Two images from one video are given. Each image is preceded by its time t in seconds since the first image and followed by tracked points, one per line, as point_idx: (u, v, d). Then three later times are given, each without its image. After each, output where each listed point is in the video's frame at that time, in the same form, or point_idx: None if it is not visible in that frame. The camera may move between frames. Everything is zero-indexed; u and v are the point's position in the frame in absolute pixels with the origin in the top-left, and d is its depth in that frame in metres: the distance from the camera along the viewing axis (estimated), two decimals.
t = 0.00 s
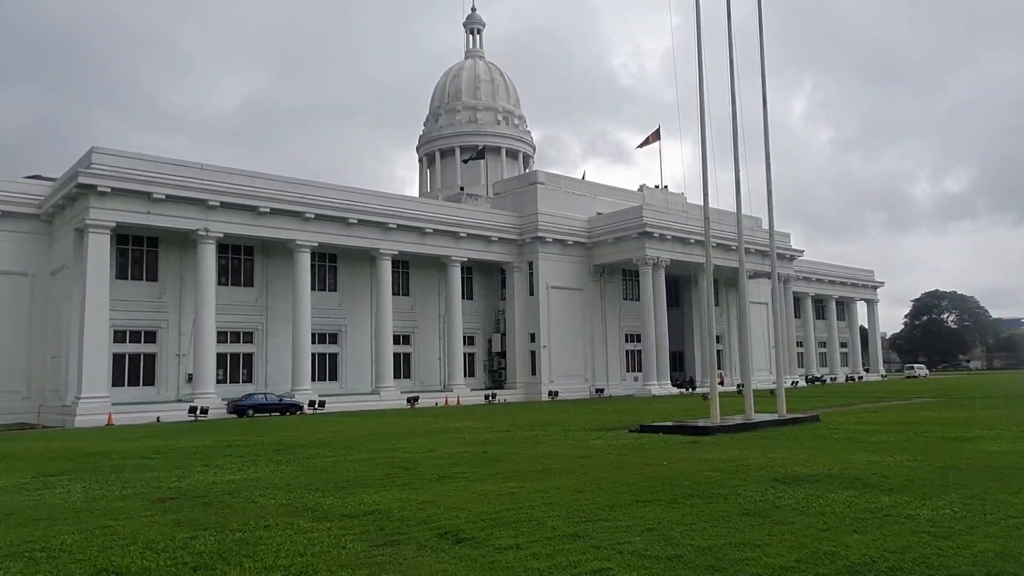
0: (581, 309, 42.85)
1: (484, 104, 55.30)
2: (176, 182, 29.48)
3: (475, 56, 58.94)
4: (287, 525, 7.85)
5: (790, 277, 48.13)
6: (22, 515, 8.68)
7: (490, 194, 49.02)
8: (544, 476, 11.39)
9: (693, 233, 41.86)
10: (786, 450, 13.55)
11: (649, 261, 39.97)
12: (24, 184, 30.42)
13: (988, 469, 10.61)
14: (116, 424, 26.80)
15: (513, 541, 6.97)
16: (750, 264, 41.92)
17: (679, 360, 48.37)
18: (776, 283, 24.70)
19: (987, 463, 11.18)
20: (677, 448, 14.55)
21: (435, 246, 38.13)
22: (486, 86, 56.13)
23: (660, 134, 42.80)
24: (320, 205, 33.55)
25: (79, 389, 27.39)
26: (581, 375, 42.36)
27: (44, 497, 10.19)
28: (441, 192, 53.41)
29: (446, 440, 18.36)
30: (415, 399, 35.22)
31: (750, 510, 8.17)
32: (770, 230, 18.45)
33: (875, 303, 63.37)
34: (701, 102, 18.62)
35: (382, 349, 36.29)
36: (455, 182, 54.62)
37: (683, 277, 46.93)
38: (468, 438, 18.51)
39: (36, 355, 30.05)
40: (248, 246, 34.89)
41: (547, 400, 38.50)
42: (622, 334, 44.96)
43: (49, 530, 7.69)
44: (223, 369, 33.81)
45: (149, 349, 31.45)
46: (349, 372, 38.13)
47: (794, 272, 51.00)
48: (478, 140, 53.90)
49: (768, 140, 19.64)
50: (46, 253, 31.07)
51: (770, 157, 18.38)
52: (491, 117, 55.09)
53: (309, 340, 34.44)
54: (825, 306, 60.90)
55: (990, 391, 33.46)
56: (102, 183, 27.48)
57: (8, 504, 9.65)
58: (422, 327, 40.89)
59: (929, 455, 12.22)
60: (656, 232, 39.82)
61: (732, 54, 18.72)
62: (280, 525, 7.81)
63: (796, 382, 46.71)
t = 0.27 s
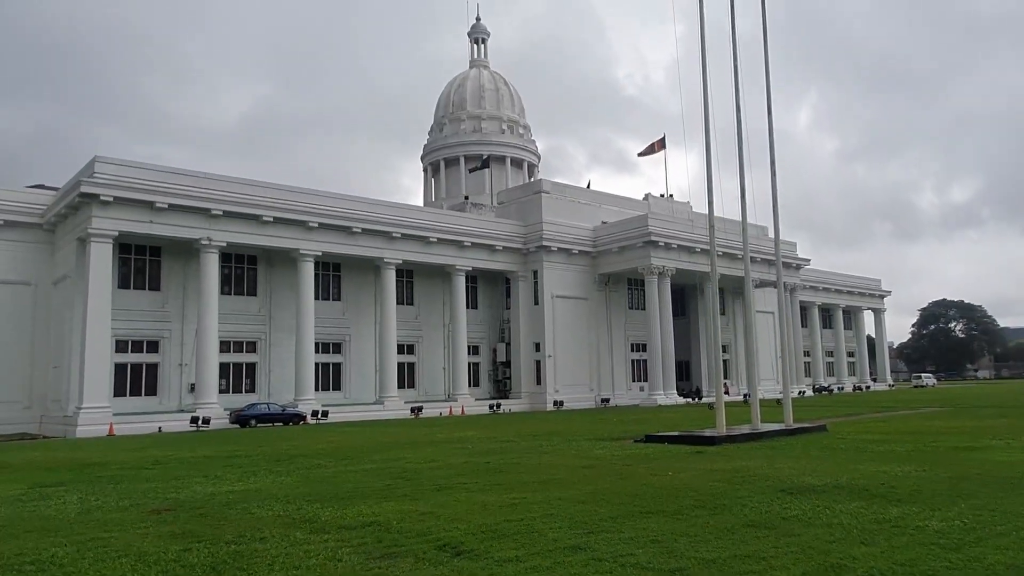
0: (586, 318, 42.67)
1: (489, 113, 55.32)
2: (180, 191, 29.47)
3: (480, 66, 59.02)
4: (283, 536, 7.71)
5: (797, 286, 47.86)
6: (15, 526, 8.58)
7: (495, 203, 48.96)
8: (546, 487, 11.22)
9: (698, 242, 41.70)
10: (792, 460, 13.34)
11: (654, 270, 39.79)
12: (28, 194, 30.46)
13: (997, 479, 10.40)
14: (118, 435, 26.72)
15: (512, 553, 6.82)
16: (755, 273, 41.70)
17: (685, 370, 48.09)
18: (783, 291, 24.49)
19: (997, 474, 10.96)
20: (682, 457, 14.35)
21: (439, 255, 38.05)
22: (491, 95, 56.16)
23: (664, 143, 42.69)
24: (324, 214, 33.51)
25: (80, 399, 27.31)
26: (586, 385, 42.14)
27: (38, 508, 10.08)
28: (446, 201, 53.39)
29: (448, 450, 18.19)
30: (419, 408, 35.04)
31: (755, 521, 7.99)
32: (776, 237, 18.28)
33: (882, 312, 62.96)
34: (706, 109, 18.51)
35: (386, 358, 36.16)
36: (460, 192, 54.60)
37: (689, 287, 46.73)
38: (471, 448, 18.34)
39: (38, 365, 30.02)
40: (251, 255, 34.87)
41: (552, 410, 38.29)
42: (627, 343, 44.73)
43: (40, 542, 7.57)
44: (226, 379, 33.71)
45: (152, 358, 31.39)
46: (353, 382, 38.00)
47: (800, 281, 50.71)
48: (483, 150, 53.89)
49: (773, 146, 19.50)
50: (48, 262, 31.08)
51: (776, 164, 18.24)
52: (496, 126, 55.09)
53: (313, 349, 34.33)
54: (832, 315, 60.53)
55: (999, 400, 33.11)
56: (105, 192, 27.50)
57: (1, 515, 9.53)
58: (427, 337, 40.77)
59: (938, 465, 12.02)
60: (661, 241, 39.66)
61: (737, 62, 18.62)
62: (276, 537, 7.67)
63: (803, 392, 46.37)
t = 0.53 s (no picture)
0: (597, 325, 42.41)
1: (499, 120, 55.27)
2: (189, 198, 29.49)
3: (490, 73, 58.98)
4: (281, 547, 7.55)
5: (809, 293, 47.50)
6: (12, 536, 8.45)
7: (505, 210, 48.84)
8: (553, 495, 11.01)
9: (709, 249, 41.43)
10: (805, 470, 13.08)
11: (665, 277, 39.54)
12: (38, 201, 30.55)
13: (1016, 489, 10.13)
14: (126, 442, 26.70)
15: (517, 565, 6.61)
16: (767, 279, 41.37)
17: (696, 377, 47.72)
18: (795, 299, 24.24)
19: (1017, 484, 10.67)
20: (693, 466, 14.14)
21: (449, 262, 37.93)
22: (501, 102, 56.12)
23: (675, 149, 42.47)
24: (333, 221, 33.47)
25: (87, 407, 27.31)
26: (596, 392, 41.85)
27: (36, 517, 9.95)
28: (456, 209, 53.33)
29: (456, 459, 18.00)
30: (428, 416, 34.88)
31: (765, 531, 7.76)
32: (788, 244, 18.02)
33: (894, 320, 62.45)
34: (717, 114, 18.32)
35: (396, 366, 36.03)
36: (470, 199, 54.54)
37: (700, 294, 46.41)
38: (479, 456, 18.16)
39: (47, 372, 30.07)
40: (261, 262, 34.87)
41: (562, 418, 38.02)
42: (638, 350, 44.43)
43: (34, 551, 7.43)
44: (235, 386, 33.66)
45: (161, 365, 31.39)
46: (363, 390, 37.89)
47: (812, 288, 50.32)
48: (493, 156, 53.81)
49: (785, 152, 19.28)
50: (58, 269, 31.15)
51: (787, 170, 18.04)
52: (506, 133, 55.00)
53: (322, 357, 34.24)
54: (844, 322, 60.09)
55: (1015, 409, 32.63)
56: (115, 199, 27.57)
57: None
58: (436, 344, 40.64)
59: (953, 475, 11.73)
60: (672, 248, 39.41)
61: (748, 66, 18.41)
62: (273, 548, 7.49)
63: (815, 399, 45.92)
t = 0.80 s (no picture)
0: (612, 330, 42.16)
1: (515, 125, 55.18)
2: (205, 202, 29.61)
3: (506, 78, 58.92)
4: (284, 553, 7.45)
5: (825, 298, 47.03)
6: (19, 540, 8.39)
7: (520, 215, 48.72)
8: (564, 501, 10.85)
9: (725, 253, 41.09)
10: (823, 476, 12.83)
11: (681, 281, 39.25)
12: (55, 207, 30.79)
13: None
14: (141, 446, 26.79)
15: (526, 572, 6.47)
16: (783, 284, 40.97)
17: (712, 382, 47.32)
18: (811, 304, 23.94)
19: None
20: (709, 471, 13.92)
21: (463, 267, 37.86)
22: (517, 107, 56.05)
23: (691, 154, 42.20)
24: (348, 226, 33.49)
25: (102, 411, 27.44)
26: (611, 398, 41.58)
27: (44, 522, 9.90)
28: (472, 213, 53.29)
29: (468, 464, 17.86)
30: (443, 421, 34.79)
31: (777, 537, 7.57)
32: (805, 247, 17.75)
33: (910, 324, 61.75)
34: (733, 118, 18.11)
35: (411, 370, 35.96)
36: (486, 203, 54.47)
37: (716, 298, 46.03)
38: (491, 462, 17.99)
39: (63, 375, 30.30)
40: (276, 267, 34.96)
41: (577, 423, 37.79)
42: (653, 355, 44.12)
43: (39, 556, 7.37)
44: (250, 391, 33.72)
45: (176, 369, 31.51)
46: (377, 394, 37.86)
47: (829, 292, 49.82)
48: (509, 161, 53.73)
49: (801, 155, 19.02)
50: (73, 273, 31.37)
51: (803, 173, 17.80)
52: (522, 138, 54.90)
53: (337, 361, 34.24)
54: (859, 327, 59.50)
55: None
56: (130, 203, 27.73)
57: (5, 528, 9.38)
58: (451, 349, 40.55)
59: (973, 481, 11.46)
60: (687, 253, 39.12)
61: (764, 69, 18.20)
62: (277, 554, 7.40)
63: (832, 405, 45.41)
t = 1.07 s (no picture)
0: (632, 331, 41.95)
1: (537, 126, 55.13)
2: (227, 203, 29.84)
3: (527, 79, 58.87)
4: (304, 552, 7.45)
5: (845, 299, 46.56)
6: (40, 540, 8.48)
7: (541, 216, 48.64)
8: (580, 501, 10.77)
9: (744, 254, 40.77)
10: (845, 477, 12.64)
11: (701, 283, 38.97)
12: (80, 209, 31.16)
13: None
14: (163, 447, 27.05)
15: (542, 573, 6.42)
16: (804, 284, 40.59)
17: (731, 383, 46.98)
18: (830, 305, 23.71)
19: None
20: (728, 472, 13.77)
21: (484, 268, 37.84)
22: (539, 109, 55.99)
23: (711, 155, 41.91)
24: (369, 226, 33.60)
25: (124, 412, 27.73)
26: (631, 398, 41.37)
27: (63, 522, 9.97)
28: (493, 214, 53.31)
29: (486, 464, 17.83)
30: (463, 422, 34.81)
31: (792, 539, 7.45)
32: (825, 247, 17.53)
33: (931, 325, 61.06)
34: (752, 118, 17.95)
35: (432, 371, 36.01)
36: (508, 205, 54.47)
37: (735, 299, 45.70)
38: (510, 462, 17.95)
39: (87, 376, 30.66)
40: (298, 268, 35.17)
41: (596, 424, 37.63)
42: (673, 356, 43.86)
43: (56, 556, 7.42)
44: (272, 391, 33.94)
45: (199, 369, 31.78)
46: (399, 395, 37.95)
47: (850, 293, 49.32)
48: (530, 163, 53.69)
49: (820, 154, 18.80)
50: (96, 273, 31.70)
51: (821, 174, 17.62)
52: (544, 139, 54.83)
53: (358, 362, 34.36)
54: (878, 327, 58.92)
55: None
56: (153, 204, 28.01)
57: (24, 528, 9.45)
58: (473, 350, 40.53)
59: (996, 482, 11.25)
60: (707, 253, 38.84)
61: (782, 68, 18.05)
62: (297, 553, 7.41)
63: (854, 406, 44.93)
